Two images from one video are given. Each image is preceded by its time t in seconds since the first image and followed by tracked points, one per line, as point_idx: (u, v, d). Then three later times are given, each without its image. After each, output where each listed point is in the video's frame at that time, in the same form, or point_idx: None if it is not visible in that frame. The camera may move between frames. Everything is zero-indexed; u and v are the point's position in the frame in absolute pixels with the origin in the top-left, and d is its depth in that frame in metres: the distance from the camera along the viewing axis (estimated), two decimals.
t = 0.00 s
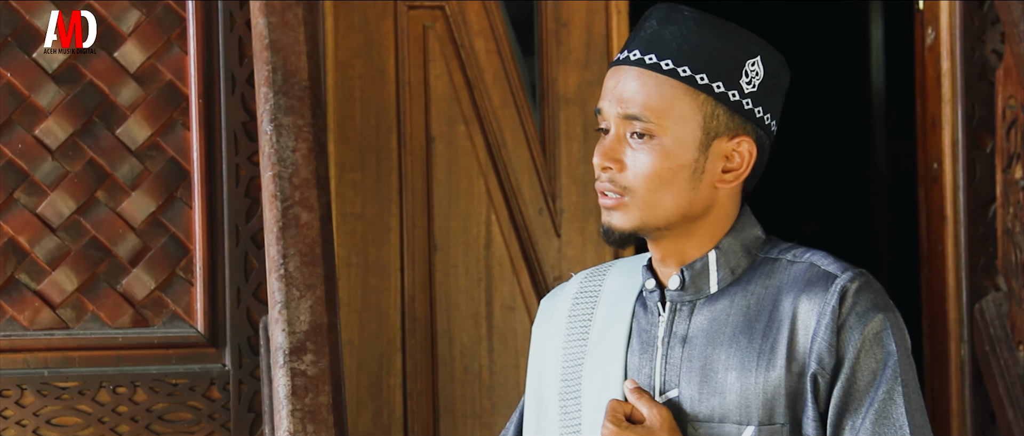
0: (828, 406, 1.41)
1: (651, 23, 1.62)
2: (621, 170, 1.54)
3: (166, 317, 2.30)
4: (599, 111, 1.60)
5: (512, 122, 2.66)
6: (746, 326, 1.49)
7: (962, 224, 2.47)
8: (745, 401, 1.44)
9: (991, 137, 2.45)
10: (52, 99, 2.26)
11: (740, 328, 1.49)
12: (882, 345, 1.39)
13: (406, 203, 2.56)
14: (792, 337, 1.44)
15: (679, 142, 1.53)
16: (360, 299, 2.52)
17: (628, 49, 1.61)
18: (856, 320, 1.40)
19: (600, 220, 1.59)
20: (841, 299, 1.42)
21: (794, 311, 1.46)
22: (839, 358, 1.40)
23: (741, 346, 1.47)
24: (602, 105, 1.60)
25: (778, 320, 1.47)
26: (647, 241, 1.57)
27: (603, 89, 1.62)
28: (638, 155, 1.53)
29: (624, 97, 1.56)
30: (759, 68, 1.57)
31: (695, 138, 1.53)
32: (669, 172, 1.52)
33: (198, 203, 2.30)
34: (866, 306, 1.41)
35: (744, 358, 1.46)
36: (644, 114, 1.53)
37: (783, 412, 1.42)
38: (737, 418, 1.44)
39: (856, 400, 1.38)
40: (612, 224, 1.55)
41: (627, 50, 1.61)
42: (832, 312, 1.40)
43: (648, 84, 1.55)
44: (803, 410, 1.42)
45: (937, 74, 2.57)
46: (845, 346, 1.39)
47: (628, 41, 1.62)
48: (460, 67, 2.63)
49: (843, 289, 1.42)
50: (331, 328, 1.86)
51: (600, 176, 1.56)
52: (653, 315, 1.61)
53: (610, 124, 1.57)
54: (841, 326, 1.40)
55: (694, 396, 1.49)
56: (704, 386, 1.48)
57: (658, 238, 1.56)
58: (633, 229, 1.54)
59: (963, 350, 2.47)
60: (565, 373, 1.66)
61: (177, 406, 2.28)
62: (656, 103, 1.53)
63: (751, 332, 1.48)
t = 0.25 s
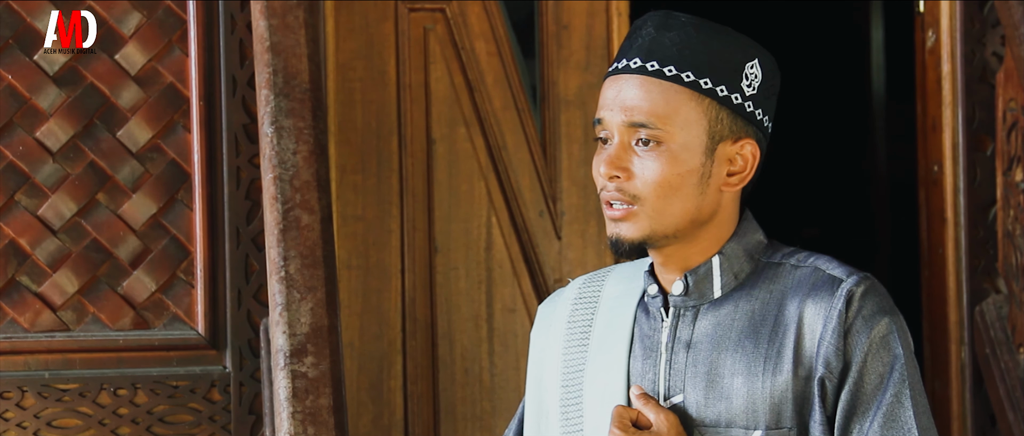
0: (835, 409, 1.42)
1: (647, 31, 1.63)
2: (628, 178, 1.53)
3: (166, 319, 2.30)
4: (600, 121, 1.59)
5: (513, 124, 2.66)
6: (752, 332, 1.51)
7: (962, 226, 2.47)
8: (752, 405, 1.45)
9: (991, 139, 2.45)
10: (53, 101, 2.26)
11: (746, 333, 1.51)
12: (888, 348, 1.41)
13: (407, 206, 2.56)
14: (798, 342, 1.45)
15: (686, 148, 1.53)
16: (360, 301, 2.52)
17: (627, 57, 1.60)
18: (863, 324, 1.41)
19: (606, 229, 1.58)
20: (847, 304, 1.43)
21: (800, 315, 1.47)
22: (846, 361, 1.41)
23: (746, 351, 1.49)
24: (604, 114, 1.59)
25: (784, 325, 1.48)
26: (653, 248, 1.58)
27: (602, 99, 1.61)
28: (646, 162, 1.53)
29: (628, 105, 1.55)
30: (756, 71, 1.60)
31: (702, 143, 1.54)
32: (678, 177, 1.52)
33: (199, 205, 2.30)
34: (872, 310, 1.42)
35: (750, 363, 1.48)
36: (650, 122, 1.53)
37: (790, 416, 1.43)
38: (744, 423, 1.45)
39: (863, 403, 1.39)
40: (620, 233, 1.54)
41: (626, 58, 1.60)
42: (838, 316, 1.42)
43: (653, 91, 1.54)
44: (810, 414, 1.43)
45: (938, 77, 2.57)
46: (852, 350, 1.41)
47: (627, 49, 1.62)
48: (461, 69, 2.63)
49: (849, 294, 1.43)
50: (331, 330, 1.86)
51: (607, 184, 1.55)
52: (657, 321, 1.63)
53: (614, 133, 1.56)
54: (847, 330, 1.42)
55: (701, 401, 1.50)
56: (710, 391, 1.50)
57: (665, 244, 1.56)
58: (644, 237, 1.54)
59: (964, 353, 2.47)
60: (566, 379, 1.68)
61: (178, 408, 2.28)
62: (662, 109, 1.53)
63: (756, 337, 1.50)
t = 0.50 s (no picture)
0: (829, 409, 1.45)
1: (639, 29, 1.64)
2: (624, 175, 1.55)
3: (166, 322, 2.29)
4: (594, 120, 1.61)
5: (513, 127, 2.66)
6: (745, 333, 1.54)
7: (962, 229, 2.47)
8: (746, 405, 1.48)
9: (991, 142, 2.45)
10: (53, 104, 2.26)
11: (739, 335, 1.54)
12: (882, 348, 1.44)
13: (407, 208, 2.57)
14: (791, 343, 1.49)
15: (682, 144, 1.56)
16: (361, 303, 2.53)
17: (622, 56, 1.63)
18: (856, 324, 1.45)
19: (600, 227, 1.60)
20: (841, 304, 1.46)
21: (793, 317, 1.51)
22: (840, 361, 1.45)
23: (739, 352, 1.52)
24: (599, 112, 1.61)
25: (777, 326, 1.52)
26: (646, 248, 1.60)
27: (594, 98, 1.63)
28: (642, 159, 1.55)
29: (623, 102, 1.58)
30: (748, 71, 1.64)
31: (697, 140, 1.57)
32: (674, 175, 1.55)
33: (199, 207, 2.31)
34: (865, 310, 1.46)
35: (743, 364, 1.51)
36: (647, 118, 1.55)
37: (784, 415, 1.46)
38: (738, 423, 1.48)
39: (857, 402, 1.43)
40: (615, 231, 1.57)
41: (620, 57, 1.63)
42: (832, 317, 1.45)
43: (649, 88, 1.57)
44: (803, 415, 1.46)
45: (938, 80, 2.58)
46: (845, 350, 1.44)
47: (620, 49, 1.64)
48: (461, 72, 2.63)
49: (842, 294, 1.47)
50: (332, 332, 1.86)
51: (603, 181, 1.57)
52: (646, 323, 1.65)
53: (608, 131, 1.59)
54: (841, 330, 1.45)
55: (694, 402, 1.53)
56: (703, 392, 1.53)
57: (659, 243, 1.59)
58: (640, 234, 1.56)
59: (963, 355, 2.47)
60: (555, 382, 1.70)
61: (178, 411, 2.28)
62: (659, 106, 1.56)
63: (749, 339, 1.53)
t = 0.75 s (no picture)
0: (813, 401, 1.44)
1: (616, 23, 1.64)
2: (612, 165, 1.54)
3: (166, 323, 2.29)
4: (575, 114, 1.60)
5: (513, 128, 2.66)
6: (725, 326, 1.52)
7: (961, 230, 2.47)
8: (729, 398, 1.46)
9: (990, 144, 2.45)
10: (53, 106, 2.26)
11: (719, 329, 1.53)
12: (865, 337, 1.43)
13: (406, 209, 2.57)
14: (773, 335, 1.47)
15: (667, 133, 1.56)
16: (360, 305, 2.53)
17: (602, 50, 1.62)
18: (839, 315, 1.44)
19: (585, 220, 1.58)
20: (822, 295, 1.46)
21: (774, 310, 1.50)
22: (824, 352, 1.43)
23: (720, 346, 1.51)
24: (581, 105, 1.60)
25: (758, 319, 1.50)
26: (629, 242, 1.59)
27: (573, 94, 1.63)
28: (630, 149, 1.54)
29: (607, 94, 1.57)
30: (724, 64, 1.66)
31: (681, 130, 1.57)
32: (661, 164, 1.54)
33: (199, 209, 2.30)
34: (847, 301, 1.45)
35: (725, 357, 1.49)
36: (634, 108, 1.55)
37: (768, 407, 1.45)
38: (721, 416, 1.46)
39: (841, 393, 1.41)
40: (603, 222, 1.55)
41: (601, 50, 1.62)
42: (814, 309, 1.44)
43: (633, 80, 1.57)
44: (786, 407, 1.45)
45: (937, 81, 2.58)
46: (829, 340, 1.43)
47: (599, 42, 1.63)
48: (460, 73, 2.64)
49: (824, 285, 1.46)
50: (331, 333, 1.86)
51: (589, 172, 1.55)
52: (624, 319, 1.63)
53: (592, 123, 1.58)
54: (824, 322, 1.44)
55: (676, 397, 1.51)
56: (685, 386, 1.51)
57: (644, 236, 1.58)
58: (628, 225, 1.55)
59: (963, 357, 2.47)
60: (530, 381, 1.69)
61: (178, 412, 2.28)
62: (644, 96, 1.56)
63: (730, 332, 1.51)
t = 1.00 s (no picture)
0: (795, 394, 1.45)
1: (576, 23, 1.60)
2: (596, 164, 1.51)
3: (165, 323, 2.29)
4: (548, 116, 1.56)
5: (512, 128, 2.65)
6: (703, 322, 1.52)
7: (960, 229, 2.48)
8: (710, 393, 1.47)
9: (989, 143, 2.44)
10: (51, 105, 2.26)
11: (697, 325, 1.53)
12: (845, 330, 1.45)
13: (405, 209, 2.57)
14: (753, 330, 1.48)
15: (645, 129, 1.55)
16: (359, 304, 2.53)
17: (568, 50, 1.58)
18: (820, 308, 1.45)
19: (568, 221, 1.54)
20: (803, 289, 1.47)
21: (752, 305, 1.50)
22: (807, 346, 1.44)
23: (699, 341, 1.51)
24: (556, 107, 1.56)
25: (736, 314, 1.51)
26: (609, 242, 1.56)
27: (542, 95, 1.58)
28: (612, 147, 1.52)
29: (583, 92, 1.54)
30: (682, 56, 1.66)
31: (656, 125, 1.57)
32: (642, 160, 1.53)
33: (197, 209, 2.30)
34: (826, 295, 1.47)
35: (705, 353, 1.49)
36: (613, 105, 1.53)
37: (749, 402, 1.46)
38: (703, 411, 1.47)
39: (826, 386, 1.43)
40: (589, 221, 1.52)
41: (566, 50, 1.58)
42: (795, 303, 1.45)
43: (609, 78, 1.54)
44: (767, 402, 1.46)
45: (936, 81, 2.58)
46: (811, 334, 1.44)
47: (564, 42, 1.59)
48: (459, 73, 2.64)
49: (804, 280, 1.47)
50: (330, 333, 1.82)
51: (572, 172, 1.52)
52: (598, 317, 1.62)
53: (570, 124, 1.54)
54: (806, 315, 1.45)
55: (656, 393, 1.51)
56: (665, 382, 1.51)
57: (625, 234, 1.56)
58: (614, 222, 1.53)
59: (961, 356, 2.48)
60: (497, 381, 1.65)
61: (177, 412, 2.28)
62: (622, 93, 1.54)
63: (708, 328, 1.52)
